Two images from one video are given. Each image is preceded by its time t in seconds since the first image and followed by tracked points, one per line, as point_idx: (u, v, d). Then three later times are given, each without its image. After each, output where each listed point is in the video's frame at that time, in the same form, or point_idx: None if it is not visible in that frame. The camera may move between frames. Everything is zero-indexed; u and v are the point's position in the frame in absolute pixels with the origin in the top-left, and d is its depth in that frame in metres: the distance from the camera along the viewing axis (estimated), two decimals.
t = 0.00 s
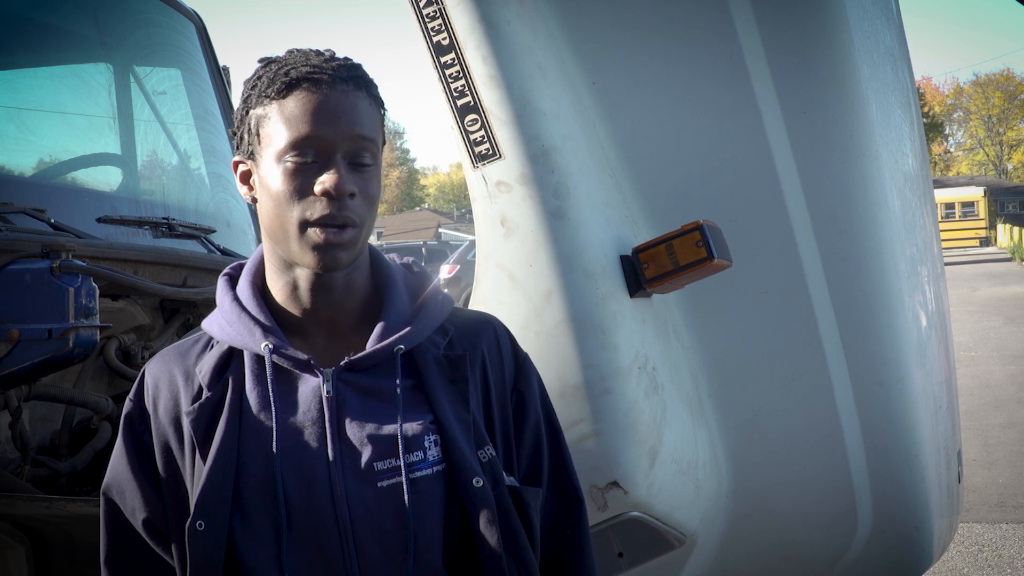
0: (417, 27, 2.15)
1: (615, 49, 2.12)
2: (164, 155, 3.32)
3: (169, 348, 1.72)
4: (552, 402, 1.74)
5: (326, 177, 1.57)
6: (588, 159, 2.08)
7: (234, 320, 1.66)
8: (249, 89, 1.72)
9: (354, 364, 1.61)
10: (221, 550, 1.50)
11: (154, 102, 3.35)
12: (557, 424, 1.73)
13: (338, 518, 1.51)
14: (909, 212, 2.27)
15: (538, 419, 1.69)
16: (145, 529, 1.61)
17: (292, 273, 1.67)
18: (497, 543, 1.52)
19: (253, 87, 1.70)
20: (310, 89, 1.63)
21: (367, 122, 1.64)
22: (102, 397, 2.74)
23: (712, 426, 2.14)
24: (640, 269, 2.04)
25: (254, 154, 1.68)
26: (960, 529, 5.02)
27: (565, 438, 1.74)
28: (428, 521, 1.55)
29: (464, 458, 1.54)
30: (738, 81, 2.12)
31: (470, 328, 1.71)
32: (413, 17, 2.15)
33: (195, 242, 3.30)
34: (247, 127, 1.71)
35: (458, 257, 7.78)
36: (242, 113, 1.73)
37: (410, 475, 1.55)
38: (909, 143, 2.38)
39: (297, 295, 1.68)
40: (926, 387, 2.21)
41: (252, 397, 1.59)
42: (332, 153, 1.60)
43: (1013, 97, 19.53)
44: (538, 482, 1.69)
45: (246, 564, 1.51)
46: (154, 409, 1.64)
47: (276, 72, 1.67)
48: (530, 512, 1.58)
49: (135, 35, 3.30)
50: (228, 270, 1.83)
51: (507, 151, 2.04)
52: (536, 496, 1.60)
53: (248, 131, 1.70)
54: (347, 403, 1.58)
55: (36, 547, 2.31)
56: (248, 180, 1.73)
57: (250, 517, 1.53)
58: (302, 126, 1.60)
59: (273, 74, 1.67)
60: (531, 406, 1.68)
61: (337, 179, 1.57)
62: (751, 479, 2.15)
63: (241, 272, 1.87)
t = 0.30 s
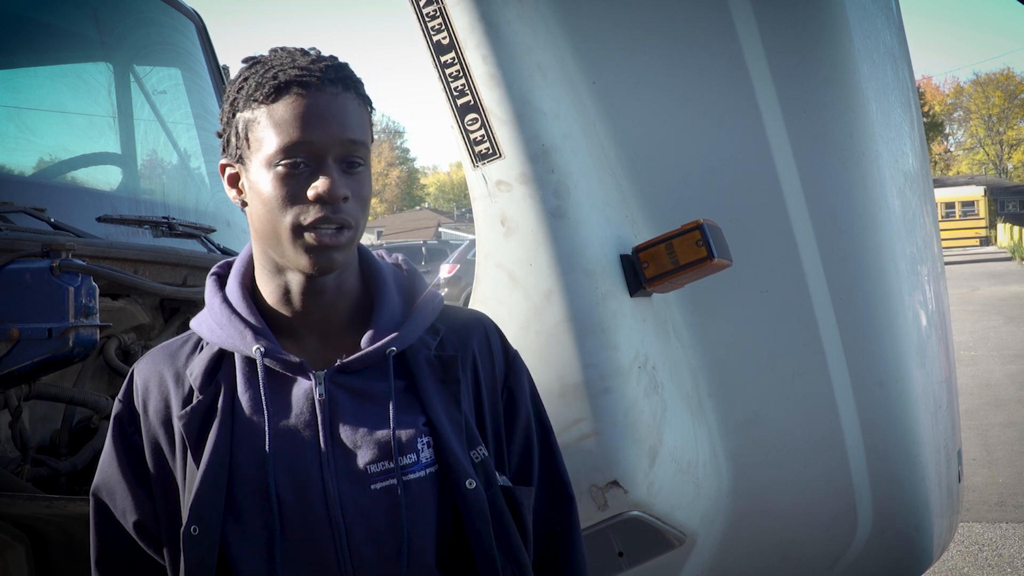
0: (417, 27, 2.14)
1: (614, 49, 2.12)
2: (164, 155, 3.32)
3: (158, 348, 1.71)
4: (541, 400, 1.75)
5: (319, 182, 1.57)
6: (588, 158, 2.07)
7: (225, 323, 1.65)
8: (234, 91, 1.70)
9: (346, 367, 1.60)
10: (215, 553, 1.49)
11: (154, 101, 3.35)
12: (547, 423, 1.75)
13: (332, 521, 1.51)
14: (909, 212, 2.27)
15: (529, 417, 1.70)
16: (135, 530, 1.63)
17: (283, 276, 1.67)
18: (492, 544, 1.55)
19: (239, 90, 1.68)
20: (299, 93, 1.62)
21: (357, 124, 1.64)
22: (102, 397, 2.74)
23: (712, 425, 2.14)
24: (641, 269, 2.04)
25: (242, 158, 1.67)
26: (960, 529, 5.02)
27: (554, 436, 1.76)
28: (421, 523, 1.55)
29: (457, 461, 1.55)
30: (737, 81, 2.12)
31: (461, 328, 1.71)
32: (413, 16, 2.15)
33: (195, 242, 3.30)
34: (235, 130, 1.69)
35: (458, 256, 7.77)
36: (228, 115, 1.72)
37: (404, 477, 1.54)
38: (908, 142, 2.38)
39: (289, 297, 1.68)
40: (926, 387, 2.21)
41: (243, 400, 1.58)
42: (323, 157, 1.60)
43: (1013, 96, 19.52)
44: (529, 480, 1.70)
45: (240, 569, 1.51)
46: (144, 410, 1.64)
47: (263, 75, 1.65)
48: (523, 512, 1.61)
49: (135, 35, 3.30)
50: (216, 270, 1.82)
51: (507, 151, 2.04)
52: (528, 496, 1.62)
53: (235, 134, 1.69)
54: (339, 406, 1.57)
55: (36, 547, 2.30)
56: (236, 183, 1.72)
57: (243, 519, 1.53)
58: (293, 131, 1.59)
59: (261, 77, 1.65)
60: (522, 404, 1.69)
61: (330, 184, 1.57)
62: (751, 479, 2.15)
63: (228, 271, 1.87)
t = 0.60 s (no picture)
0: (417, 27, 2.14)
1: (614, 49, 2.12)
2: (164, 155, 3.32)
3: (158, 348, 1.69)
4: (542, 399, 1.76)
5: (305, 190, 1.57)
6: (587, 158, 2.07)
7: (225, 326, 1.63)
8: (222, 99, 1.70)
9: (348, 368, 1.59)
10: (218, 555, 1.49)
11: (154, 101, 3.35)
12: (548, 422, 1.75)
13: (334, 523, 1.50)
14: (909, 212, 2.27)
15: (530, 415, 1.71)
16: (136, 531, 1.63)
17: (281, 280, 1.67)
18: (494, 546, 1.55)
19: (225, 98, 1.68)
20: (281, 100, 1.61)
21: (342, 127, 1.62)
22: (102, 397, 2.74)
23: (711, 425, 2.14)
24: (640, 269, 2.04)
25: (233, 166, 1.67)
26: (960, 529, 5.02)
27: (555, 435, 1.76)
28: (423, 524, 1.55)
29: (460, 461, 1.55)
30: (737, 81, 2.12)
31: (463, 327, 1.70)
32: (413, 16, 2.15)
33: (195, 242, 3.30)
34: (223, 137, 1.69)
35: (459, 256, 7.77)
36: (217, 122, 1.71)
37: (405, 479, 1.54)
38: (908, 142, 2.38)
39: (287, 301, 1.68)
40: (926, 387, 2.22)
41: (245, 402, 1.57)
42: (309, 163, 1.59)
43: (1012, 96, 19.53)
44: (530, 480, 1.70)
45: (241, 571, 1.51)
46: (145, 412, 1.63)
47: (246, 82, 1.64)
48: (525, 512, 1.62)
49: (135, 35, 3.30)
50: (216, 269, 1.80)
51: (507, 151, 2.04)
52: (530, 497, 1.63)
53: (224, 142, 1.69)
54: (341, 408, 1.56)
55: (35, 547, 2.31)
56: (230, 189, 1.72)
57: (244, 520, 1.53)
58: (277, 139, 1.59)
59: (244, 84, 1.64)
60: (524, 402, 1.70)
61: (316, 192, 1.56)
62: (751, 479, 2.15)
63: (228, 271, 1.85)
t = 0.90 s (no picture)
0: (417, 27, 2.14)
1: (614, 50, 2.12)
2: (164, 155, 3.32)
3: (178, 343, 1.70)
4: (562, 400, 1.75)
5: (319, 180, 1.57)
6: (587, 158, 2.07)
7: (247, 320, 1.64)
8: (241, 96, 1.72)
9: (369, 365, 1.60)
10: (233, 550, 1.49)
11: (155, 102, 3.35)
12: (568, 422, 1.74)
13: (353, 519, 1.51)
14: (909, 212, 2.27)
15: (550, 417, 1.70)
16: (152, 527, 1.60)
17: (299, 275, 1.66)
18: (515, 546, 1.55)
19: (243, 93, 1.70)
20: (297, 92, 1.62)
21: (358, 119, 1.63)
22: (102, 398, 2.74)
23: (711, 424, 2.14)
24: (641, 269, 2.04)
25: (251, 160, 1.69)
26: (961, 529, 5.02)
27: (574, 433, 1.75)
28: (443, 522, 1.55)
29: (480, 459, 1.54)
30: (737, 81, 2.12)
31: (483, 326, 1.71)
32: (414, 17, 2.15)
33: (195, 242, 3.31)
34: (243, 133, 1.71)
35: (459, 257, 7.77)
36: (236, 119, 1.74)
37: (425, 476, 1.54)
38: (909, 142, 2.38)
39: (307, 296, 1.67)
40: (926, 387, 2.21)
41: (264, 395, 1.58)
42: (324, 154, 1.60)
43: (1014, 96, 19.51)
44: (550, 481, 1.69)
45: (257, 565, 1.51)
46: (163, 406, 1.62)
47: (263, 76, 1.66)
48: (545, 514, 1.61)
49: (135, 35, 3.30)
50: (237, 266, 1.81)
51: (507, 151, 2.04)
52: (550, 497, 1.62)
53: (243, 136, 1.71)
54: (362, 404, 1.57)
55: (36, 548, 2.30)
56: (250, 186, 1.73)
57: (261, 515, 1.53)
58: (293, 129, 1.60)
59: (261, 78, 1.66)
60: (544, 403, 1.69)
61: (331, 181, 1.57)
62: (751, 479, 2.15)
63: (249, 267, 1.86)
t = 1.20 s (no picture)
0: (417, 27, 2.14)
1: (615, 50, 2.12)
2: (164, 155, 3.32)
3: (218, 335, 1.68)
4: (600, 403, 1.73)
5: (357, 163, 1.58)
6: (587, 157, 2.07)
7: (291, 310, 1.63)
8: (281, 94, 1.75)
9: (411, 359, 1.59)
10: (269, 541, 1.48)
11: (155, 102, 3.35)
12: (605, 426, 1.72)
13: (391, 513, 1.50)
14: (909, 212, 2.27)
15: (587, 422, 1.67)
16: (188, 518, 1.57)
17: (343, 266, 1.66)
18: (555, 546, 1.54)
19: (281, 89, 1.72)
20: (332, 80, 1.63)
21: (394, 104, 1.63)
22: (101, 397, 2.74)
23: (711, 424, 2.13)
24: (641, 269, 2.03)
25: (291, 154, 1.70)
26: (960, 529, 5.02)
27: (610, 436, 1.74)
28: (482, 518, 1.54)
29: (522, 457, 1.53)
30: (737, 81, 2.12)
31: (524, 325, 1.69)
32: (413, 17, 2.15)
33: (195, 242, 3.31)
34: (284, 130, 1.73)
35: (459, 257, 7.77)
36: (276, 117, 1.75)
37: (466, 473, 1.54)
38: (909, 142, 2.38)
39: (351, 288, 1.67)
40: (926, 387, 2.21)
41: (306, 386, 1.57)
42: (362, 139, 1.60)
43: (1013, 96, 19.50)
44: (587, 483, 1.67)
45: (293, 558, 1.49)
46: (202, 396, 1.60)
47: (300, 70, 1.68)
48: (584, 514, 1.60)
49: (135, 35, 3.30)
50: (279, 261, 1.79)
51: (506, 151, 2.04)
52: (590, 499, 1.61)
53: (283, 132, 1.72)
54: (404, 398, 1.56)
55: (35, 547, 2.30)
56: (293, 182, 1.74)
57: (299, 508, 1.52)
58: (329, 116, 1.61)
59: (297, 73, 1.68)
60: (582, 406, 1.67)
61: (369, 164, 1.57)
62: (751, 479, 2.14)
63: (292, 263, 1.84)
